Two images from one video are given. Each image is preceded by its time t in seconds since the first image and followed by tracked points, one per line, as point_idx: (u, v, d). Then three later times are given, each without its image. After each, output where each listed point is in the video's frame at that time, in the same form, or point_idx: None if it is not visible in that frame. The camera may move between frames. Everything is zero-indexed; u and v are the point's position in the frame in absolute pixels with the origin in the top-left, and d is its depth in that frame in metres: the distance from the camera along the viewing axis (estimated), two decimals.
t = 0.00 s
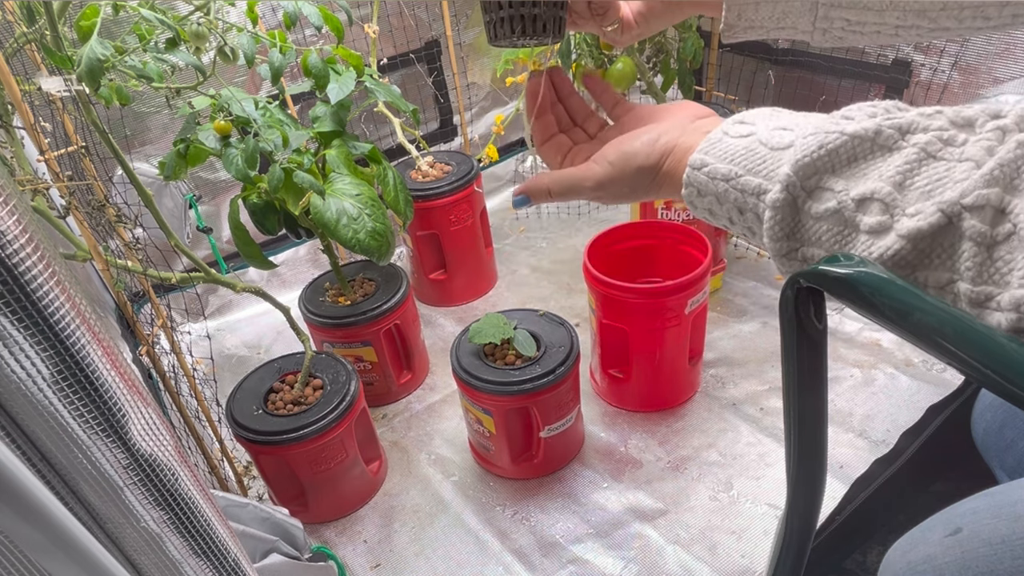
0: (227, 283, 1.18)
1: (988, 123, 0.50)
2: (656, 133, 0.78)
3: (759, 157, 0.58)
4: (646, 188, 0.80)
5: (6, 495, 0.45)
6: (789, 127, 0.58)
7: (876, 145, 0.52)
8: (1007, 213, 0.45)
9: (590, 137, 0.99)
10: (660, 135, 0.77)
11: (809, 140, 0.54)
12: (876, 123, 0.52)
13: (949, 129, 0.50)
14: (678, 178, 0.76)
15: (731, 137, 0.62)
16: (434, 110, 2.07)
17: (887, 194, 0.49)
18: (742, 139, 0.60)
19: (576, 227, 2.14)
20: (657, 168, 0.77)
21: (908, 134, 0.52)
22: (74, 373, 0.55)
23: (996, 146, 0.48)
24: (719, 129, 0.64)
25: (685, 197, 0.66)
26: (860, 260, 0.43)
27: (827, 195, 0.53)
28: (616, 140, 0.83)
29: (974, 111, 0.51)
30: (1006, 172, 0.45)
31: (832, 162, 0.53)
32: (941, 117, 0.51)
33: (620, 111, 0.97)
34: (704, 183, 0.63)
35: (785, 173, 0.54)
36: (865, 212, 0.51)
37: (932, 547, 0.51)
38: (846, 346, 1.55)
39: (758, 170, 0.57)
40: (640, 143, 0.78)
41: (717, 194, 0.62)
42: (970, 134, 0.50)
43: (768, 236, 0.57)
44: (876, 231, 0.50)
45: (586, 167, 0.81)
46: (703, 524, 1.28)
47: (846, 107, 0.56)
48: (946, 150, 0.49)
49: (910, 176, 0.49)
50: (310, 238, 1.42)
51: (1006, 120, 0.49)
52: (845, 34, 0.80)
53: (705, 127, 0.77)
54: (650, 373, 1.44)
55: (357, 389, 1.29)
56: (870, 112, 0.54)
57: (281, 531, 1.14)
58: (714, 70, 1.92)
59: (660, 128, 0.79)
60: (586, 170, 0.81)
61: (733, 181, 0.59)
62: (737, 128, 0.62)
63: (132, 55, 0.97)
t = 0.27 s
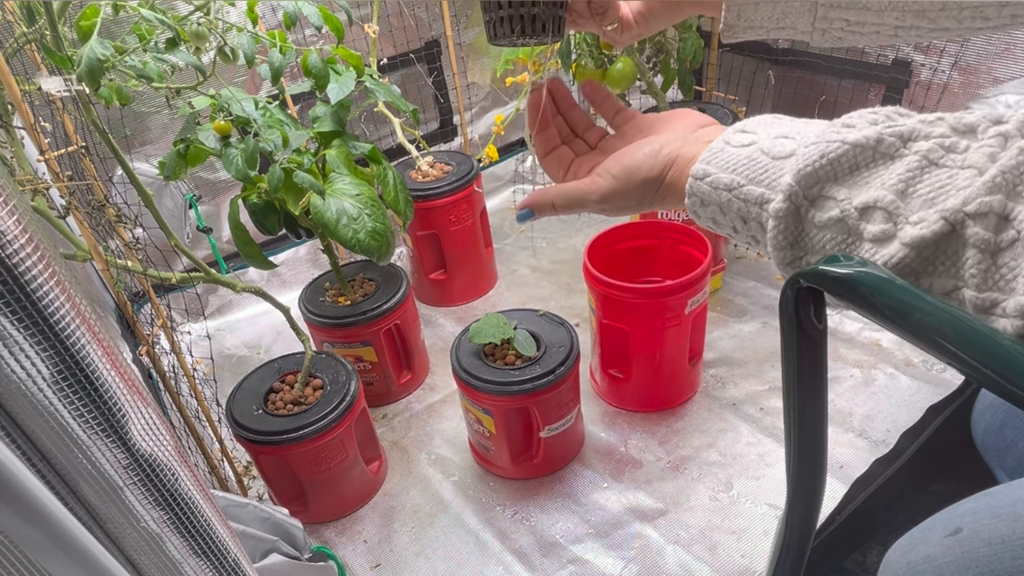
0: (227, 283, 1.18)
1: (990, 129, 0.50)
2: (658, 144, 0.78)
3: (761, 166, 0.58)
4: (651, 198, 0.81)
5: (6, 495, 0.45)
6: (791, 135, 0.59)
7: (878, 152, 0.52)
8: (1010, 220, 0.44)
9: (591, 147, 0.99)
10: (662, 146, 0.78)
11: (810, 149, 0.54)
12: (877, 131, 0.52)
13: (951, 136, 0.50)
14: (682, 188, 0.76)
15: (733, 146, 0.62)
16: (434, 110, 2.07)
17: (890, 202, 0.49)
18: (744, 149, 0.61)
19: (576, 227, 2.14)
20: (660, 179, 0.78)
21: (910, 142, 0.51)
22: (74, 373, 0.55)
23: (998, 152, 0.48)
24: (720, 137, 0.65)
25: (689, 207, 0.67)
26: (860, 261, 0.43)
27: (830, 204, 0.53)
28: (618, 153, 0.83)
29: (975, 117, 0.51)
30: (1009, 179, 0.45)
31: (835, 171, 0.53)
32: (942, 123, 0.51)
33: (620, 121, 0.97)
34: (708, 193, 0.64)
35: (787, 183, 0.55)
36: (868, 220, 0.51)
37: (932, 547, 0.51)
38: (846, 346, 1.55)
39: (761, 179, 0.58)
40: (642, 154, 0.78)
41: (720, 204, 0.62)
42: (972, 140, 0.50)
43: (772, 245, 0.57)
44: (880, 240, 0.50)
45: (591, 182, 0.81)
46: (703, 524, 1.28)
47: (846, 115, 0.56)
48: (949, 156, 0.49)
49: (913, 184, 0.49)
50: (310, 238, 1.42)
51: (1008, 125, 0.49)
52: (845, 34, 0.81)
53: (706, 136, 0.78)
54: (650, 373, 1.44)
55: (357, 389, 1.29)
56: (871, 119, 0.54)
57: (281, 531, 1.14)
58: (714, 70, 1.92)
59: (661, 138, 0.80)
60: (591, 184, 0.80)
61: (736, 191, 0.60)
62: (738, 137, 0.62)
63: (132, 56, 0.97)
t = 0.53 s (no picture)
0: (227, 283, 1.18)
1: (989, 134, 0.50)
2: (659, 155, 0.78)
3: (761, 174, 0.58)
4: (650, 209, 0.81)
5: (6, 495, 0.45)
6: (790, 142, 0.58)
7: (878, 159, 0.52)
8: (1011, 225, 0.44)
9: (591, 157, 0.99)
10: (662, 156, 0.78)
11: (810, 157, 0.54)
12: (876, 138, 0.52)
13: (950, 142, 0.51)
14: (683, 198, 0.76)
15: (732, 154, 0.62)
16: (434, 110, 2.07)
17: (891, 208, 0.49)
18: (744, 157, 0.61)
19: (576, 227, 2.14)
20: (661, 189, 0.77)
21: (909, 149, 0.52)
22: (74, 373, 0.55)
23: (998, 157, 0.48)
24: (720, 145, 0.64)
25: (690, 215, 0.67)
26: (859, 261, 0.43)
27: (831, 211, 0.53)
28: (619, 164, 0.83)
29: (974, 123, 0.52)
30: (1008, 184, 0.45)
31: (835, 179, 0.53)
32: (941, 130, 0.51)
33: (621, 129, 0.97)
34: (708, 201, 0.64)
35: (787, 191, 0.55)
36: (869, 227, 0.51)
37: (932, 547, 0.51)
38: (846, 346, 1.55)
39: (761, 187, 0.58)
40: (643, 165, 0.78)
41: (721, 212, 0.62)
42: (971, 146, 0.50)
43: (772, 252, 0.57)
44: (881, 246, 0.50)
45: (592, 193, 0.81)
46: (703, 524, 1.28)
47: (845, 122, 0.56)
48: (948, 163, 0.50)
49: (913, 190, 0.49)
50: (310, 238, 1.42)
51: (1007, 131, 0.49)
52: (846, 34, 0.81)
53: (706, 145, 0.78)
54: (650, 373, 1.44)
55: (357, 389, 1.29)
56: (870, 126, 0.55)
57: (281, 531, 1.14)
58: (714, 70, 1.92)
59: (662, 149, 0.80)
60: (592, 196, 0.81)
61: (736, 198, 0.60)
62: (737, 145, 0.62)
63: (132, 56, 0.97)
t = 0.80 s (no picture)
0: (227, 282, 1.18)
1: (988, 141, 0.50)
2: (660, 165, 0.78)
3: (761, 184, 0.59)
4: (650, 219, 0.80)
5: (6, 495, 0.45)
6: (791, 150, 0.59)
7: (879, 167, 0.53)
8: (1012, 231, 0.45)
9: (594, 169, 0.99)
10: (664, 166, 0.78)
11: (810, 166, 0.55)
12: (876, 147, 0.52)
13: (950, 149, 0.51)
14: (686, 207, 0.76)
15: (733, 164, 0.62)
16: (434, 110, 2.07)
17: (891, 216, 0.49)
18: (744, 167, 0.61)
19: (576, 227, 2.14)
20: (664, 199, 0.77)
21: (909, 156, 0.52)
22: (74, 373, 0.55)
23: (998, 164, 0.48)
24: (721, 155, 0.65)
25: (693, 225, 0.67)
26: (860, 262, 0.43)
27: (832, 219, 0.53)
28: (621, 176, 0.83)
29: (973, 130, 0.51)
30: (1007, 191, 0.45)
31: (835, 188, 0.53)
32: (940, 138, 0.51)
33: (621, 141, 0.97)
34: (710, 211, 0.64)
35: (788, 200, 0.55)
36: (871, 234, 0.51)
37: (932, 547, 0.51)
38: (846, 346, 1.55)
39: (762, 197, 0.58)
40: (645, 176, 0.78)
41: (723, 222, 0.63)
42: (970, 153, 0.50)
43: (774, 260, 0.57)
44: (882, 253, 0.49)
45: (595, 206, 0.81)
46: (703, 524, 1.28)
47: (845, 130, 0.57)
48: (948, 169, 0.50)
49: (913, 197, 0.49)
50: (310, 238, 1.42)
51: (1006, 137, 0.49)
52: (847, 33, 0.80)
53: (708, 154, 0.78)
54: (650, 373, 1.44)
55: (357, 389, 1.29)
56: (870, 134, 0.55)
57: (281, 531, 1.14)
58: (714, 71, 1.92)
59: (664, 159, 0.80)
60: (595, 208, 0.81)
61: (737, 208, 0.60)
62: (739, 155, 0.63)
63: (132, 56, 0.97)
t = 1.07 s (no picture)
0: (227, 282, 1.18)
1: (984, 150, 0.50)
2: (658, 184, 0.79)
3: (760, 198, 0.59)
4: (648, 238, 0.80)
5: (6, 495, 0.45)
6: (788, 164, 0.59)
7: (876, 180, 0.53)
8: (1011, 240, 0.45)
9: (591, 183, 0.99)
10: (661, 185, 0.78)
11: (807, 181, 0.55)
12: (873, 159, 0.53)
13: (946, 159, 0.51)
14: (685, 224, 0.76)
15: (731, 178, 0.63)
16: (434, 110, 2.07)
17: (891, 227, 0.49)
18: (742, 180, 0.62)
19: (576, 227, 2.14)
20: (663, 217, 0.77)
21: (906, 167, 0.52)
22: (74, 373, 0.55)
23: (995, 173, 0.48)
24: (718, 170, 0.65)
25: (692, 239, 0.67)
26: (860, 262, 0.43)
27: (831, 231, 0.53)
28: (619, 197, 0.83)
29: (969, 139, 0.52)
30: (1006, 200, 0.45)
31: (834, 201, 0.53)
32: (936, 148, 0.51)
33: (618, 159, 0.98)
34: (709, 226, 0.64)
35: (787, 214, 0.55)
36: (871, 246, 0.51)
37: (932, 547, 0.51)
38: (846, 346, 1.55)
39: (761, 211, 0.58)
40: (643, 195, 0.78)
41: (722, 236, 0.63)
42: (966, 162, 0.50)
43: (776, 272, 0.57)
44: (883, 264, 0.49)
45: (596, 227, 0.81)
46: (703, 524, 1.28)
47: (840, 143, 0.57)
48: (945, 180, 0.50)
49: (912, 208, 0.50)
50: (310, 237, 1.42)
51: (1003, 144, 0.50)
52: (848, 31, 0.80)
53: (704, 170, 0.78)
54: (650, 373, 1.44)
55: (357, 389, 1.29)
56: (866, 146, 0.55)
57: (281, 531, 1.14)
58: (714, 71, 1.92)
59: (660, 177, 0.80)
60: (596, 230, 0.81)
61: (736, 223, 0.60)
62: (736, 169, 0.63)
63: (132, 56, 0.97)
